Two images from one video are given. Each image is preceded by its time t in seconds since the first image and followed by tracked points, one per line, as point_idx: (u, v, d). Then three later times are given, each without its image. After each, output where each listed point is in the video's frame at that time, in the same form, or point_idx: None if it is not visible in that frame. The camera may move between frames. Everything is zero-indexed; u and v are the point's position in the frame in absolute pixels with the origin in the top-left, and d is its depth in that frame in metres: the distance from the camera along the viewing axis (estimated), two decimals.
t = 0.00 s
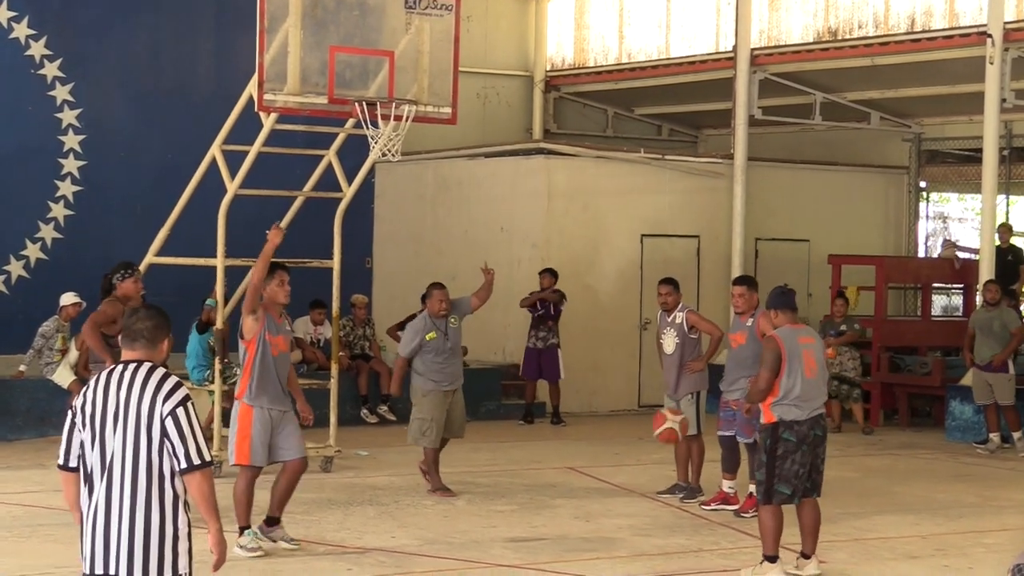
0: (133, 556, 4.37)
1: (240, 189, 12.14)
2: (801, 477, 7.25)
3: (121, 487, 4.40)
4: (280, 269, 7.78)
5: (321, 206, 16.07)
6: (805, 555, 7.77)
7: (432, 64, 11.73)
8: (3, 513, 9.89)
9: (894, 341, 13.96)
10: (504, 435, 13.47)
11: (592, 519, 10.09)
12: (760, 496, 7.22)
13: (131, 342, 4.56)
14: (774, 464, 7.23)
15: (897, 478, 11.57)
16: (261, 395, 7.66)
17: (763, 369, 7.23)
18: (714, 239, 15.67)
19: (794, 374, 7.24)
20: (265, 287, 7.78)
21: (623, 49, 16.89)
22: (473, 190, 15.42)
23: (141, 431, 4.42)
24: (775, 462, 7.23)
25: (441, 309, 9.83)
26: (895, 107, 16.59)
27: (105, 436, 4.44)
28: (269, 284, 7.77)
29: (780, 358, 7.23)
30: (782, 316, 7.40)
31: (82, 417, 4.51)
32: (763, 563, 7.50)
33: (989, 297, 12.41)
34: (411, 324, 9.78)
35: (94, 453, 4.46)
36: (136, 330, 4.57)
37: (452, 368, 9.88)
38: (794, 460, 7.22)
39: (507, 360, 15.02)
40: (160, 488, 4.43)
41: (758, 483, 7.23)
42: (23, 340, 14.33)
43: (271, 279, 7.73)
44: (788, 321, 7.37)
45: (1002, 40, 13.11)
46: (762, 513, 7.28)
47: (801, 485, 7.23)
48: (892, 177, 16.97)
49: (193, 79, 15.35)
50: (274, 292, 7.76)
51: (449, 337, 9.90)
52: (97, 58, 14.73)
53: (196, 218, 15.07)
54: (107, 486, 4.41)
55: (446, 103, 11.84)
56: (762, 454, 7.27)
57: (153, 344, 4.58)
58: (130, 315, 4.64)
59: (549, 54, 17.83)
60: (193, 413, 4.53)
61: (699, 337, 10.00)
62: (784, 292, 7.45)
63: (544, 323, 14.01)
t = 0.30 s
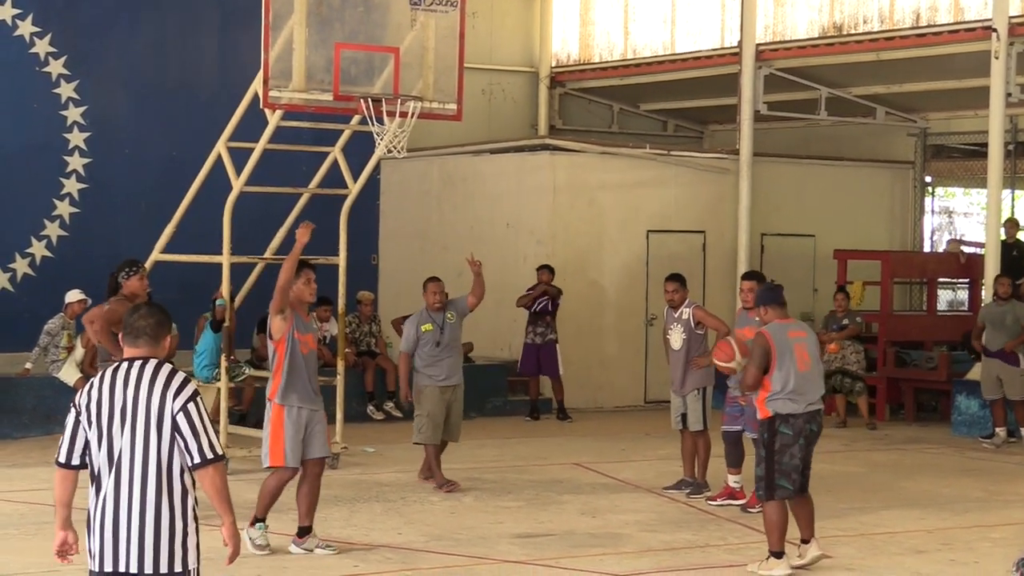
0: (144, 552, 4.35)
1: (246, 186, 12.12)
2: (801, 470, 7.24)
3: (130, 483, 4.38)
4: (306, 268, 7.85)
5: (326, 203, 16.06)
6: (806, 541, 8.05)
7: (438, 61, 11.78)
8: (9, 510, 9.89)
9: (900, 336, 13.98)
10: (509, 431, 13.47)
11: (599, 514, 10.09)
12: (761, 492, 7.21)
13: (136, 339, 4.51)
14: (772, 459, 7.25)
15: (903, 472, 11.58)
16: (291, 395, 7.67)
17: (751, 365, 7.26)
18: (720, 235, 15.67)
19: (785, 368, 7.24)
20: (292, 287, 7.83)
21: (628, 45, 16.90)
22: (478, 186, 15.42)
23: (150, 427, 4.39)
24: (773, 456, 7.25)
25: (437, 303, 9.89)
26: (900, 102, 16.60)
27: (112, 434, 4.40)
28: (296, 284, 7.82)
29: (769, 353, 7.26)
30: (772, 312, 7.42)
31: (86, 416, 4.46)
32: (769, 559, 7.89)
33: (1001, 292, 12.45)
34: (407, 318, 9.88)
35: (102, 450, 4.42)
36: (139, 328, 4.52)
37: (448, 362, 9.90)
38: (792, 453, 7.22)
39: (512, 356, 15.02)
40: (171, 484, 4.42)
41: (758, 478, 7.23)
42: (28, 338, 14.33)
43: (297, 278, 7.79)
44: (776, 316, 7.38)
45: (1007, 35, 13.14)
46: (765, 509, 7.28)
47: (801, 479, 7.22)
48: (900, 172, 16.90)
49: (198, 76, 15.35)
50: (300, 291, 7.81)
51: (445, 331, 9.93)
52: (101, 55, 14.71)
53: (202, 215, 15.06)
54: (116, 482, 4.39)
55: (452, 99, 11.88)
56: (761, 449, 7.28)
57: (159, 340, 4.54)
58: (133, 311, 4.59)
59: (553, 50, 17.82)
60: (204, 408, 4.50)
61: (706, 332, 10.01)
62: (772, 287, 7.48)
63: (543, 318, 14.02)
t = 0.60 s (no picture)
0: (147, 549, 4.36)
1: (247, 183, 12.12)
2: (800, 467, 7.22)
3: (131, 481, 4.37)
4: (321, 264, 7.95)
5: (326, 201, 16.05)
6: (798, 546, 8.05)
7: (439, 58, 11.77)
8: (10, 508, 9.88)
9: (901, 333, 13.97)
10: (510, 428, 13.47)
11: (600, 512, 10.09)
12: (761, 490, 7.21)
13: (131, 336, 4.48)
14: (772, 456, 7.23)
15: (904, 470, 11.58)
16: (313, 392, 7.80)
17: (749, 363, 7.29)
18: (721, 233, 15.67)
19: (782, 364, 7.26)
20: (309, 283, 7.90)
21: (629, 43, 16.95)
22: (479, 183, 15.42)
23: (150, 425, 4.39)
24: (773, 453, 7.21)
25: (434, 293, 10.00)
26: (901, 100, 16.61)
27: (111, 434, 4.39)
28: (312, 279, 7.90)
29: (766, 350, 7.28)
30: (766, 311, 7.45)
31: (85, 415, 4.43)
32: (771, 556, 7.95)
33: (1012, 288, 12.36)
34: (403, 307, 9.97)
35: (100, 450, 4.41)
36: (134, 325, 4.49)
37: (443, 352, 9.99)
38: (792, 450, 7.19)
39: (513, 353, 15.02)
40: (172, 482, 4.42)
41: (759, 476, 7.23)
42: (28, 335, 14.33)
43: (313, 273, 7.88)
44: (771, 315, 7.42)
45: (1008, 32, 13.08)
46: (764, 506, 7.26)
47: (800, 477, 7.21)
48: (900, 170, 16.93)
49: (199, 74, 15.34)
50: (317, 286, 7.89)
51: (441, 322, 10.04)
52: (102, 53, 14.70)
53: (203, 213, 15.06)
54: (115, 481, 4.38)
55: (452, 96, 11.85)
56: (761, 446, 7.27)
57: (155, 337, 4.52)
58: (126, 308, 4.55)
59: (554, 48, 17.81)
60: (204, 405, 4.50)
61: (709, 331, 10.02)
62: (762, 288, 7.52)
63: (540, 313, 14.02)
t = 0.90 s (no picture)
0: (140, 549, 4.35)
1: (246, 181, 12.10)
2: (801, 462, 7.26)
3: (125, 481, 4.36)
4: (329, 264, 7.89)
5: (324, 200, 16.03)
6: (797, 544, 8.05)
7: (437, 56, 11.76)
8: (9, 507, 9.86)
9: (899, 331, 13.97)
10: (508, 426, 13.47)
11: (599, 510, 10.09)
12: (759, 482, 7.24)
13: (128, 336, 4.47)
14: (774, 451, 7.23)
15: (902, 467, 11.59)
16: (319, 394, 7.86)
17: (757, 358, 7.25)
18: (719, 231, 15.68)
19: (789, 357, 7.26)
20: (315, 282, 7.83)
21: (627, 41, 16.89)
22: (477, 181, 15.41)
23: (146, 424, 4.38)
24: (776, 449, 7.22)
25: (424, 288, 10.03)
26: (899, 97, 16.62)
27: (106, 431, 4.39)
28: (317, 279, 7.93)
29: (772, 344, 7.26)
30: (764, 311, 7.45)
31: (81, 414, 4.44)
32: (765, 549, 7.96)
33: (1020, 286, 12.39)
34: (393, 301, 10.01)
35: (96, 449, 4.41)
36: (129, 325, 4.47)
37: (433, 347, 10.05)
38: (795, 446, 7.21)
39: (511, 352, 15.02)
40: (166, 481, 4.40)
41: (758, 469, 7.23)
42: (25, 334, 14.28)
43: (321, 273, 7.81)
44: (771, 313, 7.40)
45: (1005, 30, 13.08)
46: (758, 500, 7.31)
47: (800, 472, 7.25)
48: (899, 169, 16.90)
49: (197, 72, 15.33)
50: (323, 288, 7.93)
51: (432, 317, 10.09)
52: (99, 51, 14.67)
53: (201, 211, 15.04)
54: (111, 480, 4.37)
55: (451, 95, 11.83)
56: (764, 439, 7.26)
57: (151, 337, 4.50)
58: (121, 308, 4.53)
59: (552, 46, 17.79)
60: (198, 405, 4.49)
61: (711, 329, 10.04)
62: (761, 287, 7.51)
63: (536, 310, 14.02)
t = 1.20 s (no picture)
0: (137, 550, 4.34)
1: (244, 181, 12.09)
2: (802, 464, 7.26)
3: (122, 481, 4.36)
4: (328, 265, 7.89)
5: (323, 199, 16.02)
6: (795, 543, 8.07)
7: (435, 56, 11.75)
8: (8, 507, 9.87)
9: (898, 330, 13.98)
10: (507, 426, 13.47)
11: (597, 510, 10.09)
12: (763, 488, 7.20)
13: (125, 336, 4.47)
14: (775, 454, 7.22)
15: (900, 467, 11.59)
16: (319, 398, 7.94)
17: (748, 363, 7.28)
18: (718, 230, 15.68)
19: (781, 359, 7.27)
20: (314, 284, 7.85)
21: (626, 40, 16.86)
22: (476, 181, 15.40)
23: (142, 424, 4.38)
24: (777, 451, 7.21)
25: (412, 291, 10.16)
26: (899, 97, 16.61)
27: (105, 431, 4.40)
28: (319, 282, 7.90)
29: (763, 348, 7.25)
30: (755, 313, 7.45)
31: (80, 414, 4.46)
32: (761, 554, 7.92)
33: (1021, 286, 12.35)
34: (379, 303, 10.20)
35: (95, 448, 4.42)
36: (128, 325, 4.49)
37: (412, 349, 10.21)
38: (796, 447, 7.22)
39: (510, 351, 15.03)
40: (162, 480, 4.39)
41: (762, 474, 7.20)
42: (24, 334, 14.28)
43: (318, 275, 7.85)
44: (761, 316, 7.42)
45: (1004, 29, 13.08)
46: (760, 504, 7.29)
47: (800, 473, 7.26)
48: (896, 168, 16.95)
49: (195, 71, 15.34)
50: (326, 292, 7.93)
51: (416, 319, 10.25)
52: (98, 51, 14.67)
53: (200, 211, 15.04)
54: (109, 480, 4.37)
55: (450, 94, 11.83)
56: (764, 443, 7.24)
57: (148, 336, 4.50)
58: (119, 309, 4.55)
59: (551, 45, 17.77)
60: (194, 405, 4.48)
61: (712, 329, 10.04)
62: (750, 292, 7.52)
63: (534, 311, 14.01)
